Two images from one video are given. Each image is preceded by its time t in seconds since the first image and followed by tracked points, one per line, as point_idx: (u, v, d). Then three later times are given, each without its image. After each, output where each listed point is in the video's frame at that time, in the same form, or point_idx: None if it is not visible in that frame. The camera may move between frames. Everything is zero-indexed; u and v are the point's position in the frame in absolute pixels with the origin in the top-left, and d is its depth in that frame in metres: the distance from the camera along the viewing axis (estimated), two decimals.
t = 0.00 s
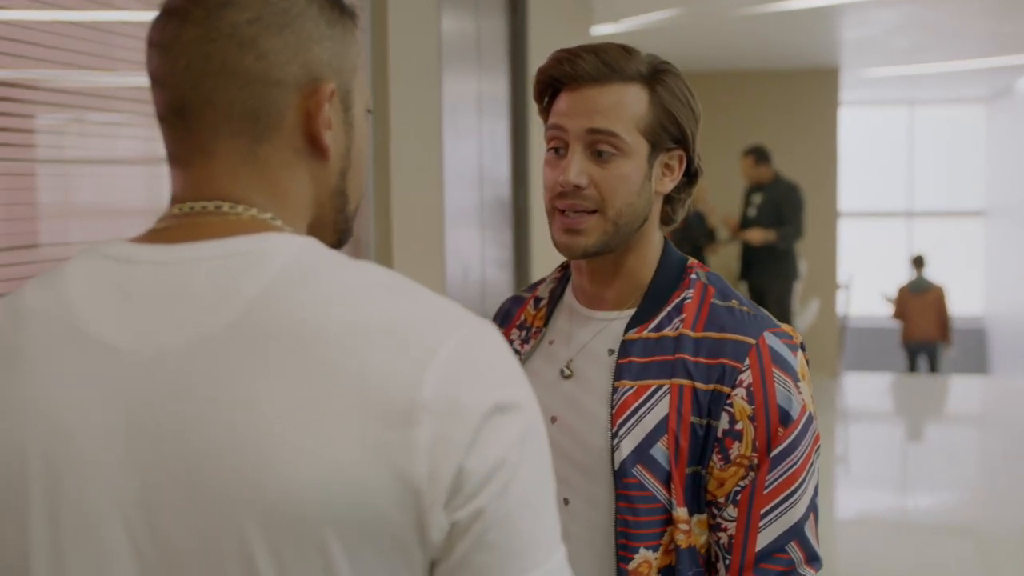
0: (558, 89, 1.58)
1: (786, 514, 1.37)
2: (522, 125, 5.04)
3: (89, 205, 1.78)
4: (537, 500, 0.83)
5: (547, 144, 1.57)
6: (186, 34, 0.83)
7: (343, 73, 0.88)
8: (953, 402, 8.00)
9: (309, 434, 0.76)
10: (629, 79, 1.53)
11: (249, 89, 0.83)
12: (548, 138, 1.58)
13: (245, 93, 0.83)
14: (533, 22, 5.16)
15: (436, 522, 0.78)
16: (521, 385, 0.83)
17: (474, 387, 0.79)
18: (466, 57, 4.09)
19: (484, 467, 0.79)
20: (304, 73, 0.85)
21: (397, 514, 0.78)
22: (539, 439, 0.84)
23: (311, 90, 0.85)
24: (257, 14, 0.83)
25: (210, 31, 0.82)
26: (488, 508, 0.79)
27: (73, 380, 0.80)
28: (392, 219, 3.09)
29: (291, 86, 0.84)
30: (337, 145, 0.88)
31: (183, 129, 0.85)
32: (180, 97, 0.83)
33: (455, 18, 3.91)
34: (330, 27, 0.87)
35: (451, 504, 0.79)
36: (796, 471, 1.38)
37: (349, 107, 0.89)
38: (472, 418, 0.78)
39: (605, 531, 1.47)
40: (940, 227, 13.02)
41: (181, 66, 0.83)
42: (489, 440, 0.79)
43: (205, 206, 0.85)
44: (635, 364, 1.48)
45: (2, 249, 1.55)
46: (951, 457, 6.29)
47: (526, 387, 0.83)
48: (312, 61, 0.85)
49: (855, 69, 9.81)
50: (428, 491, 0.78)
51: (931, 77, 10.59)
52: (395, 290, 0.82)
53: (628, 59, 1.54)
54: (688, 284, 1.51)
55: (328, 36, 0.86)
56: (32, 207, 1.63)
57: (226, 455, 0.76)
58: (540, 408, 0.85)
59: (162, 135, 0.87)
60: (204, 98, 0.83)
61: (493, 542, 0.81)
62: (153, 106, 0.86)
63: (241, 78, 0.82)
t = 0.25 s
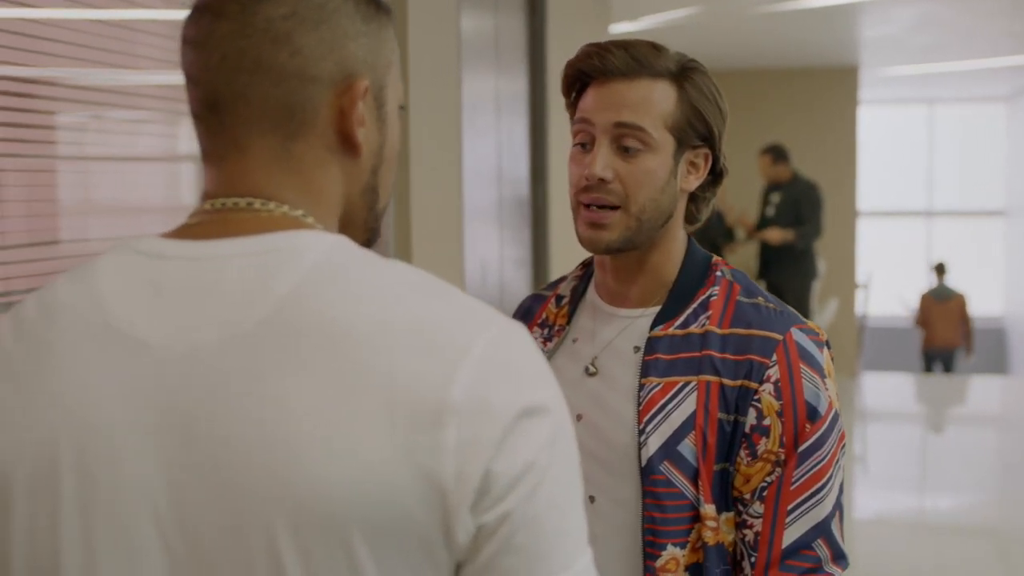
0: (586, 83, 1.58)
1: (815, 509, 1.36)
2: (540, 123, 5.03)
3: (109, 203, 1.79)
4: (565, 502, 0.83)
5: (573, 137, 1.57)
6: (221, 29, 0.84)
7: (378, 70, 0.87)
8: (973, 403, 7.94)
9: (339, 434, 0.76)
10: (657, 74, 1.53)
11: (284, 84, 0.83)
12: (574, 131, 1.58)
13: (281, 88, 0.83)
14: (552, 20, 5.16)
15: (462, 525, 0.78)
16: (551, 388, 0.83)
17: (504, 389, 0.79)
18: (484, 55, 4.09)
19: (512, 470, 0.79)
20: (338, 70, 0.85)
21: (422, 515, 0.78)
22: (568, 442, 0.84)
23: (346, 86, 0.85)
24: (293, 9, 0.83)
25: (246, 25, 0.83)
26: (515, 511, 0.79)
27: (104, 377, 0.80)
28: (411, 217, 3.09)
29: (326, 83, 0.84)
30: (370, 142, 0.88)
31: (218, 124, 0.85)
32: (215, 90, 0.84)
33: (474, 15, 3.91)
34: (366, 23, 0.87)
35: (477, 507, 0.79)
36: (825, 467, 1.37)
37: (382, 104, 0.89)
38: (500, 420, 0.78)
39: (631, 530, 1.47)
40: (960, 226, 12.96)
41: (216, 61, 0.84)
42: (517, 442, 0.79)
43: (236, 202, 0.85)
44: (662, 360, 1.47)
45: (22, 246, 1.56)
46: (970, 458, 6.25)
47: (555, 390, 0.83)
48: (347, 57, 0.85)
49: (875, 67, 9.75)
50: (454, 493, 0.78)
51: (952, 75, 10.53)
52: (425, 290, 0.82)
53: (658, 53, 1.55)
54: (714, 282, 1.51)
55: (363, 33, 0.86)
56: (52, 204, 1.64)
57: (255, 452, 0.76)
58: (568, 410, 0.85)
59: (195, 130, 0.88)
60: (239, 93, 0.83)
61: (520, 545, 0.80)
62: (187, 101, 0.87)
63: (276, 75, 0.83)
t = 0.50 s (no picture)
0: (608, 83, 1.58)
1: (837, 510, 1.36)
2: (561, 123, 5.03)
3: (132, 201, 1.80)
4: (591, 510, 0.82)
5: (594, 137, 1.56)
6: (255, 29, 0.84)
7: (410, 69, 0.87)
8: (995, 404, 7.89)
9: (368, 439, 0.76)
10: (680, 73, 1.53)
11: (319, 84, 0.83)
12: (596, 130, 1.58)
13: (315, 87, 0.83)
14: (572, 20, 5.16)
15: (487, 534, 0.78)
16: (580, 399, 0.83)
17: (534, 396, 0.79)
18: (505, 55, 4.10)
19: (537, 481, 0.78)
20: (371, 70, 0.85)
21: (446, 523, 0.78)
22: (596, 449, 0.83)
23: (378, 87, 0.85)
24: (326, 9, 0.83)
25: (279, 25, 0.83)
26: (540, 521, 0.79)
27: (138, 378, 0.81)
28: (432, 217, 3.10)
29: (358, 83, 0.84)
30: (401, 143, 0.88)
31: (250, 124, 0.86)
32: (248, 89, 0.84)
33: (495, 16, 3.92)
34: (400, 22, 0.87)
35: (502, 517, 0.79)
36: (847, 468, 1.37)
37: (414, 104, 0.89)
38: (527, 430, 0.78)
39: (653, 532, 1.47)
40: (982, 227, 12.86)
41: (250, 60, 0.84)
42: (545, 451, 0.79)
43: (267, 202, 0.85)
44: (684, 361, 1.47)
45: (45, 246, 1.59)
46: (992, 460, 6.20)
47: (583, 399, 0.83)
48: (380, 58, 0.85)
49: (897, 66, 9.70)
50: (480, 501, 0.77)
51: (974, 73, 10.45)
52: (453, 294, 0.82)
53: (681, 52, 1.54)
54: (736, 282, 1.51)
55: (397, 31, 0.86)
56: (74, 203, 1.66)
57: (284, 457, 0.77)
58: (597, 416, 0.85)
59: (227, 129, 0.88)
60: (272, 93, 0.84)
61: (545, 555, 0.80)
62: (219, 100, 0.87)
63: (310, 74, 0.83)
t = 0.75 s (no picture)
0: (612, 92, 1.58)
1: (843, 519, 1.36)
2: (570, 125, 5.03)
3: (144, 205, 1.81)
4: (600, 522, 0.82)
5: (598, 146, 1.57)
6: (268, 40, 0.84)
7: (423, 78, 0.88)
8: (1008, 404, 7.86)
9: (378, 449, 0.77)
10: (683, 81, 1.54)
11: (332, 95, 0.83)
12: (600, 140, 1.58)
13: (328, 97, 0.83)
14: (582, 22, 5.16)
15: (497, 546, 0.78)
16: (592, 411, 0.83)
17: (542, 407, 0.79)
18: (516, 57, 4.11)
19: (547, 493, 0.78)
20: (384, 79, 0.85)
21: (455, 533, 0.78)
22: (606, 460, 0.83)
23: (390, 96, 0.85)
24: (339, 20, 0.84)
25: (292, 36, 0.84)
26: (549, 534, 0.79)
27: (155, 386, 0.82)
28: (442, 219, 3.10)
29: (371, 93, 0.85)
30: (414, 152, 0.89)
31: (263, 132, 0.86)
32: (261, 99, 0.85)
33: (505, 16, 3.92)
34: (412, 31, 0.87)
35: (511, 530, 0.79)
36: (852, 478, 1.37)
37: (427, 113, 0.89)
38: (536, 442, 0.78)
39: (659, 540, 1.47)
40: (994, 227, 12.81)
41: (263, 69, 0.84)
42: (556, 463, 0.79)
43: (278, 213, 0.86)
44: (689, 370, 1.47)
45: (60, 253, 1.60)
46: (1005, 462, 6.18)
47: (594, 411, 0.83)
48: (393, 67, 0.85)
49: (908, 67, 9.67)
50: (490, 512, 0.77)
51: (986, 74, 10.42)
52: (460, 306, 0.82)
53: (684, 60, 1.55)
54: (743, 289, 1.51)
55: (409, 41, 0.87)
56: (87, 207, 1.67)
57: (299, 466, 0.77)
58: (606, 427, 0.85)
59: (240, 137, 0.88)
60: (285, 103, 0.84)
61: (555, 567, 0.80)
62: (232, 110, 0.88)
63: (323, 84, 0.83)
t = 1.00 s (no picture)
0: (608, 101, 1.58)
1: (837, 527, 1.37)
2: (571, 127, 5.02)
3: (146, 208, 1.81)
4: (585, 538, 0.83)
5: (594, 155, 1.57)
6: (280, 41, 0.85)
7: (427, 99, 0.88)
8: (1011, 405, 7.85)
9: (367, 463, 0.77)
10: (678, 90, 1.54)
11: (335, 102, 0.84)
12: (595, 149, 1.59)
13: (332, 104, 0.84)
14: (582, 24, 5.15)
15: (482, 559, 0.79)
16: (578, 426, 0.83)
17: (530, 423, 0.80)
18: (517, 60, 4.11)
19: (532, 508, 0.79)
20: (388, 94, 0.86)
21: (440, 547, 0.78)
22: (592, 473, 0.84)
23: (393, 110, 0.86)
24: (351, 31, 0.85)
25: (305, 40, 0.84)
26: (535, 547, 0.80)
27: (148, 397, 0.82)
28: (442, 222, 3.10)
29: (375, 106, 0.85)
30: (411, 170, 0.89)
31: (262, 139, 0.86)
32: (265, 103, 0.85)
33: (505, 19, 3.92)
34: (420, 54, 0.88)
35: (497, 543, 0.80)
36: (846, 487, 1.37)
37: (426, 134, 0.89)
38: (521, 456, 0.79)
39: (654, 548, 1.47)
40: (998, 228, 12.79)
41: (271, 72, 0.85)
42: (540, 479, 0.80)
43: (275, 222, 0.86)
44: (684, 378, 1.47)
45: (61, 258, 1.61)
46: (1007, 464, 6.17)
47: (582, 425, 0.84)
48: (398, 84, 0.86)
49: (911, 69, 9.68)
50: (476, 526, 0.78)
51: (989, 76, 10.42)
52: (453, 322, 0.82)
53: (678, 70, 1.55)
54: (739, 297, 1.51)
55: (416, 63, 0.87)
56: (90, 212, 1.67)
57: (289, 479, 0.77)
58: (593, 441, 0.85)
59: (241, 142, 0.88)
60: (289, 106, 0.84)
61: None
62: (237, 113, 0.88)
63: (326, 92, 0.84)
